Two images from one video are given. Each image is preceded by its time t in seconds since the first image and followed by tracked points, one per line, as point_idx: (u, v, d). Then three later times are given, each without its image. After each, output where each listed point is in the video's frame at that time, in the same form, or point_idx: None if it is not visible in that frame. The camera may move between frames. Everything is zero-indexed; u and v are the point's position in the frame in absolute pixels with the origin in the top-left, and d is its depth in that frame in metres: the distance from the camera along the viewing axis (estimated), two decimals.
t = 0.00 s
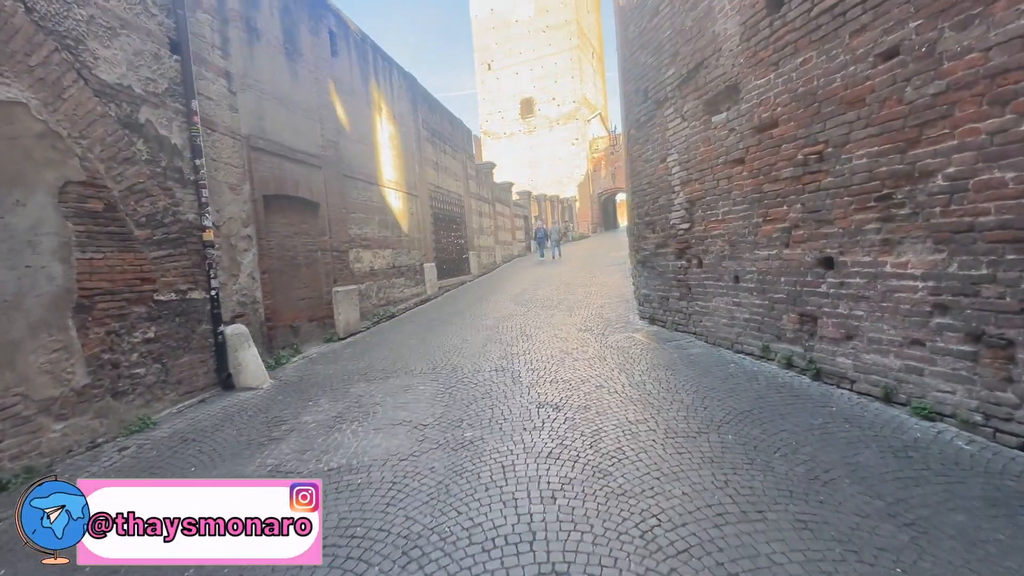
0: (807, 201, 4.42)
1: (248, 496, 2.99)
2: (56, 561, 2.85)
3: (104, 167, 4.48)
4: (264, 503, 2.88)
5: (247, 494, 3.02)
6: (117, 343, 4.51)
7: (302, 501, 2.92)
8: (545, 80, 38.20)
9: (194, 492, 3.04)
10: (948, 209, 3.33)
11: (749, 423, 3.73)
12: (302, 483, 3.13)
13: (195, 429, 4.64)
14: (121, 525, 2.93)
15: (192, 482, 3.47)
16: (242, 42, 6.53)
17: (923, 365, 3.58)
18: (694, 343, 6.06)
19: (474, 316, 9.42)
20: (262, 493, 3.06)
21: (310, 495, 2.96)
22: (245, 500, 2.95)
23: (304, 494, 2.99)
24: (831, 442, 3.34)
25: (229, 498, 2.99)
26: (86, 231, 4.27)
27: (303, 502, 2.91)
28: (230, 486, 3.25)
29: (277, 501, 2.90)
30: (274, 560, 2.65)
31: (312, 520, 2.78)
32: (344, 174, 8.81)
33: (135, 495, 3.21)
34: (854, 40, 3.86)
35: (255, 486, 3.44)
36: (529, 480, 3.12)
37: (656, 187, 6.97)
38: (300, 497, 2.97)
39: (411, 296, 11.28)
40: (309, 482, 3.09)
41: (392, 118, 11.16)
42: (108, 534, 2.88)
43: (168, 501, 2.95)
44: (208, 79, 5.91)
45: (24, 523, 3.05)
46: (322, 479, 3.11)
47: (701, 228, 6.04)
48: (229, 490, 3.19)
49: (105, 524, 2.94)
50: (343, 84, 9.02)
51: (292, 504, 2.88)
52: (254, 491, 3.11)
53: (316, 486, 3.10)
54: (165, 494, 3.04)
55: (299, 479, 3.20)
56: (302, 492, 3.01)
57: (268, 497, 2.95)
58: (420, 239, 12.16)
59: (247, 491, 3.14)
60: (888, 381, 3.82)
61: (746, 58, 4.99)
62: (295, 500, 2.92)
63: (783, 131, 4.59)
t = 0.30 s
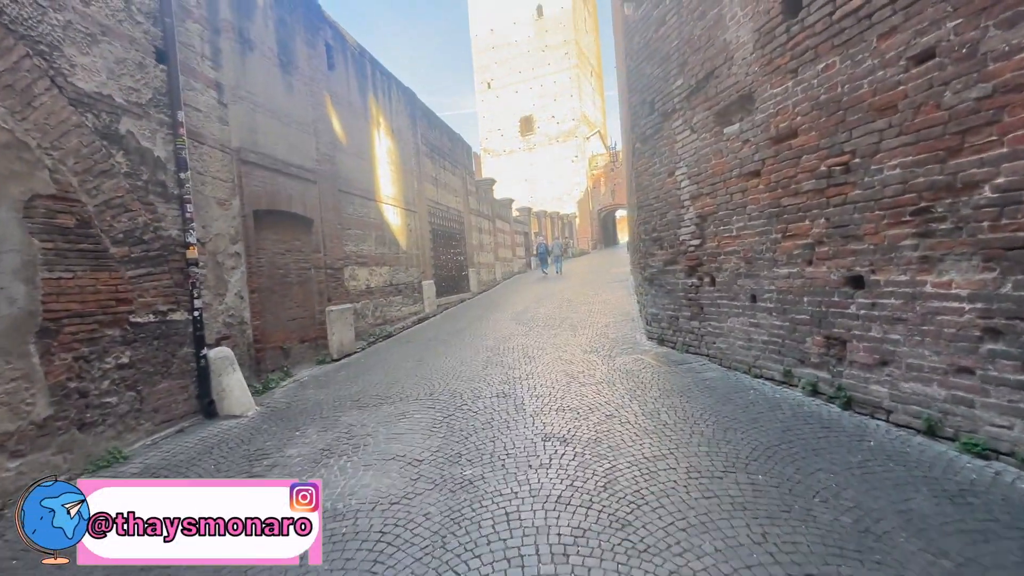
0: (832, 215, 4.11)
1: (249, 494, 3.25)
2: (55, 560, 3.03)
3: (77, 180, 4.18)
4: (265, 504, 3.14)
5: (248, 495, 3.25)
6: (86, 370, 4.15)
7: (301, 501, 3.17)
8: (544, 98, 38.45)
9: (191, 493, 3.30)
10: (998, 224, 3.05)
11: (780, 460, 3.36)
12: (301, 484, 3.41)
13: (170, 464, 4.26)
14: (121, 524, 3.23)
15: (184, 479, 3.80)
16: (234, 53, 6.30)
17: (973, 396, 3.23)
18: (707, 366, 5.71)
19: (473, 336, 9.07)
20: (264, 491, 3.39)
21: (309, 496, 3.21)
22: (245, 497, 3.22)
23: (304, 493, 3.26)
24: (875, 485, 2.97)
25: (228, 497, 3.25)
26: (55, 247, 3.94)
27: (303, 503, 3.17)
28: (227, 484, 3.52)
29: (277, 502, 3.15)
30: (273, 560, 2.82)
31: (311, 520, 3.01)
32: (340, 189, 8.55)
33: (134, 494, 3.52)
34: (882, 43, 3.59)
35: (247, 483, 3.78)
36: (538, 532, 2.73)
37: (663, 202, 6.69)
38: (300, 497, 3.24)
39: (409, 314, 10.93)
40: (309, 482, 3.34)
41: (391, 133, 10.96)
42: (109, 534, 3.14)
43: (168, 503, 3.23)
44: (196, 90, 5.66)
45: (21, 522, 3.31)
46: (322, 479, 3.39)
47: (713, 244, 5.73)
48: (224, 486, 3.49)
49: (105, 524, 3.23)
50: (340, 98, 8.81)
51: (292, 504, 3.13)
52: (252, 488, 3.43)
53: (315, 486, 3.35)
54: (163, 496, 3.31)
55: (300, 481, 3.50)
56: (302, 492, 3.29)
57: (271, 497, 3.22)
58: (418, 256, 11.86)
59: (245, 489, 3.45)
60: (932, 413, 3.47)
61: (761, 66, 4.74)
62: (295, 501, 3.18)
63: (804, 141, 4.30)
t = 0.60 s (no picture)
0: (869, 241, 3.84)
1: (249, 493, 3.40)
2: (56, 560, 3.17)
3: (66, 199, 3.96)
4: (265, 503, 3.30)
5: (247, 494, 3.39)
6: (63, 402, 3.84)
7: (301, 500, 3.34)
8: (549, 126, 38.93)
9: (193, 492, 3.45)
10: None
11: (828, 515, 2.98)
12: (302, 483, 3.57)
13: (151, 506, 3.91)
14: (120, 525, 3.39)
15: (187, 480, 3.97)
16: (241, 73, 6.21)
17: None
18: (729, 401, 5.35)
19: (478, 364, 8.74)
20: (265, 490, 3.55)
21: (309, 496, 3.37)
22: (247, 496, 3.37)
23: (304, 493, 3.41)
24: (942, 547, 2.60)
25: (227, 497, 3.40)
26: (37, 269, 3.71)
27: (302, 503, 3.33)
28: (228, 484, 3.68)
29: (277, 502, 3.32)
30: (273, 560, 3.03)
31: (311, 520, 3.21)
32: (344, 212, 8.36)
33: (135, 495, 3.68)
34: (921, 59, 3.39)
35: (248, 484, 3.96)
36: None
37: (678, 227, 6.45)
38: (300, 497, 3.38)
39: (412, 341, 10.61)
40: (309, 481, 3.48)
41: (397, 157, 10.87)
42: (109, 534, 3.30)
43: (167, 503, 3.39)
44: (199, 110, 5.53)
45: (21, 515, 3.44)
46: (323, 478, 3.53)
47: (734, 271, 5.45)
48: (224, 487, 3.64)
49: (105, 524, 3.40)
50: (346, 120, 8.73)
51: (292, 504, 3.29)
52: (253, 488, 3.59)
53: (315, 485, 3.49)
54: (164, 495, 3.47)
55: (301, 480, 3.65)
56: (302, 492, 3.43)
57: (271, 495, 3.36)
58: (423, 281, 11.61)
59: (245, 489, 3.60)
60: (995, 461, 3.12)
61: (785, 86, 4.55)
62: (295, 501, 3.33)
63: (836, 163, 4.06)
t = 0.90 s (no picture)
0: (904, 271, 3.57)
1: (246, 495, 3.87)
2: (56, 560, 3.45)
3: (38, 214, 3.67)
4: (263, 505, 3.72)
5: (246, 495, 3.82)
6: (17, 439, 3.46)
7: (300, 502, 3.91)
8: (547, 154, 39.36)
9: (193, 493, 3.77)
10: None
11: None
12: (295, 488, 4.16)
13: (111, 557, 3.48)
14: (120, 524, 3.70)
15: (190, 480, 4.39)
16: (238, 91, 6.02)
17: None
18: (748, 440, 4.99)
19: (476, 394, 8.35)
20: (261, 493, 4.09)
21: (306, 498, 3.96)
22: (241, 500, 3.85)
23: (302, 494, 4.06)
24: None
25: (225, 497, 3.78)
26: None
27: (301, 503, 3.89)
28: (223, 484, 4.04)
29: (278, 504, 3.80)
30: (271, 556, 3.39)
31: (309, 522, 3.70)
32: (340, 235, 8.09)
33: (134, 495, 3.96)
34: (957, 78, 3.22)
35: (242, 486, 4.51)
36: None
37: (687, 254, 6.21)
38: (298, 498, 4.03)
39: (407, 369, 10.20)
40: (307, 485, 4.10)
41: (396, 180, 10.68)
42: (109, 534, 3.58)
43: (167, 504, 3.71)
44: (191, 126, 5.30)
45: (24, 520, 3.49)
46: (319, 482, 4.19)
47: (750, 300, 5.17)
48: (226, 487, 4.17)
49: (105, 524, 3.68)
50: (346, 142, 8.56)
51: (292, 505, 3.83)
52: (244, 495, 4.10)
53: (312, 489, 4.15)
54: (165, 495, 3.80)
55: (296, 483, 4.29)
56: (302, 493, 4.04)
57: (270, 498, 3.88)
58: (419, 306, 11.27)
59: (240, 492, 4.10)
60: None
61: (804, 108, 4.38)
62: (295, 501, 3.92)
63: (864, 188, 3.84)
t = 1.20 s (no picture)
0: (935, 295, 3.34)
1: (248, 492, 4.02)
2: (57, 561, 3.55)
3: None
4: (263, 505, 3.85)
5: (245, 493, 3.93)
6: None
7: (300, 501, 4.07)
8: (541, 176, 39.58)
9: (193, 495, 3.87)
10: None
11: None
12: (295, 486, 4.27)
13: None
14: (120, 525, 3.78)
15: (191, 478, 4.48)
16: (227, 101, 5.79)
17: None
18: (762, 474, 4.68)
19: (470, 421, 7.96)
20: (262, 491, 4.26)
21: (306, 497, 4.12)
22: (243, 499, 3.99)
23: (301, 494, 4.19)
24: None
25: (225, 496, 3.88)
26: None
27: (302, 503, 4.07)
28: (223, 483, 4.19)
29: (279, 503, 3.95)
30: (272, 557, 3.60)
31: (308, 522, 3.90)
32: (331, 252, 7.80)
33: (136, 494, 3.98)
34: (990, 94, 3.07)
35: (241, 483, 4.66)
36: None
37: (692, 276, 6.00)
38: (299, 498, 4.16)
39: (397, 393, 9.80)
40: (307, 484, 4.23)
41: (390, 198, 10.45)
42: (110, 534, 3.70)
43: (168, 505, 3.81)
44: (176, 135, 5.04)
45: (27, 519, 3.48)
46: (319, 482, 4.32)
47: (761, 325, 4.93)
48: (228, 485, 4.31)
49: (105, 524, 3.76)
50: (339, 157, 8.34)
51: (292, 505, 4.00)
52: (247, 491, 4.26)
53: (310, 486, 4.28)
54: (168, 495, 3.89)
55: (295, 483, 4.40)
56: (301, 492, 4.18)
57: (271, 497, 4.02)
58: (412, 327, 10.93)
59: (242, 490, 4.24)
60: None
61: (818, 126, 4.22)
62: (296, 501, 4.07)
63: (887, 208, 3.64)
